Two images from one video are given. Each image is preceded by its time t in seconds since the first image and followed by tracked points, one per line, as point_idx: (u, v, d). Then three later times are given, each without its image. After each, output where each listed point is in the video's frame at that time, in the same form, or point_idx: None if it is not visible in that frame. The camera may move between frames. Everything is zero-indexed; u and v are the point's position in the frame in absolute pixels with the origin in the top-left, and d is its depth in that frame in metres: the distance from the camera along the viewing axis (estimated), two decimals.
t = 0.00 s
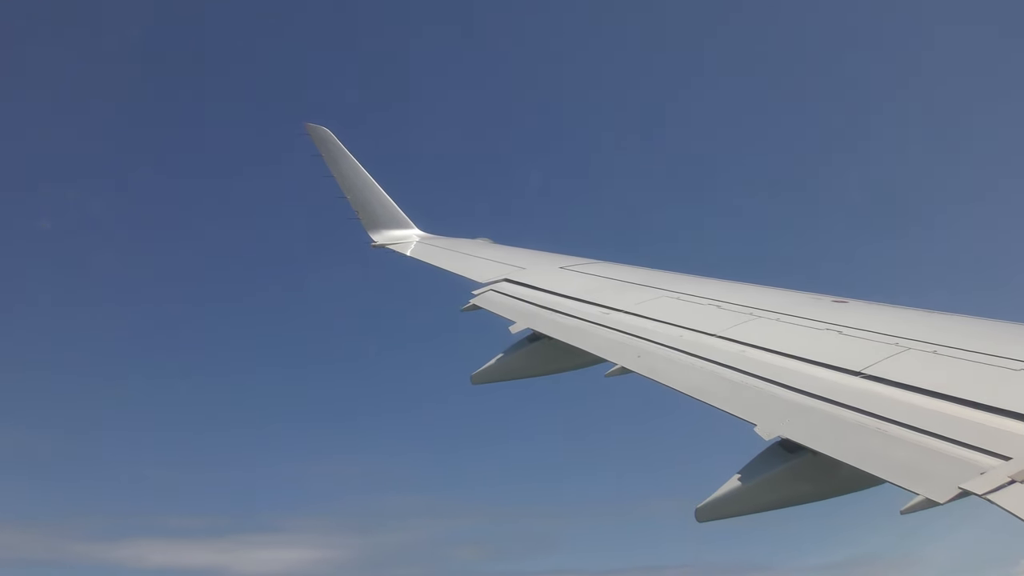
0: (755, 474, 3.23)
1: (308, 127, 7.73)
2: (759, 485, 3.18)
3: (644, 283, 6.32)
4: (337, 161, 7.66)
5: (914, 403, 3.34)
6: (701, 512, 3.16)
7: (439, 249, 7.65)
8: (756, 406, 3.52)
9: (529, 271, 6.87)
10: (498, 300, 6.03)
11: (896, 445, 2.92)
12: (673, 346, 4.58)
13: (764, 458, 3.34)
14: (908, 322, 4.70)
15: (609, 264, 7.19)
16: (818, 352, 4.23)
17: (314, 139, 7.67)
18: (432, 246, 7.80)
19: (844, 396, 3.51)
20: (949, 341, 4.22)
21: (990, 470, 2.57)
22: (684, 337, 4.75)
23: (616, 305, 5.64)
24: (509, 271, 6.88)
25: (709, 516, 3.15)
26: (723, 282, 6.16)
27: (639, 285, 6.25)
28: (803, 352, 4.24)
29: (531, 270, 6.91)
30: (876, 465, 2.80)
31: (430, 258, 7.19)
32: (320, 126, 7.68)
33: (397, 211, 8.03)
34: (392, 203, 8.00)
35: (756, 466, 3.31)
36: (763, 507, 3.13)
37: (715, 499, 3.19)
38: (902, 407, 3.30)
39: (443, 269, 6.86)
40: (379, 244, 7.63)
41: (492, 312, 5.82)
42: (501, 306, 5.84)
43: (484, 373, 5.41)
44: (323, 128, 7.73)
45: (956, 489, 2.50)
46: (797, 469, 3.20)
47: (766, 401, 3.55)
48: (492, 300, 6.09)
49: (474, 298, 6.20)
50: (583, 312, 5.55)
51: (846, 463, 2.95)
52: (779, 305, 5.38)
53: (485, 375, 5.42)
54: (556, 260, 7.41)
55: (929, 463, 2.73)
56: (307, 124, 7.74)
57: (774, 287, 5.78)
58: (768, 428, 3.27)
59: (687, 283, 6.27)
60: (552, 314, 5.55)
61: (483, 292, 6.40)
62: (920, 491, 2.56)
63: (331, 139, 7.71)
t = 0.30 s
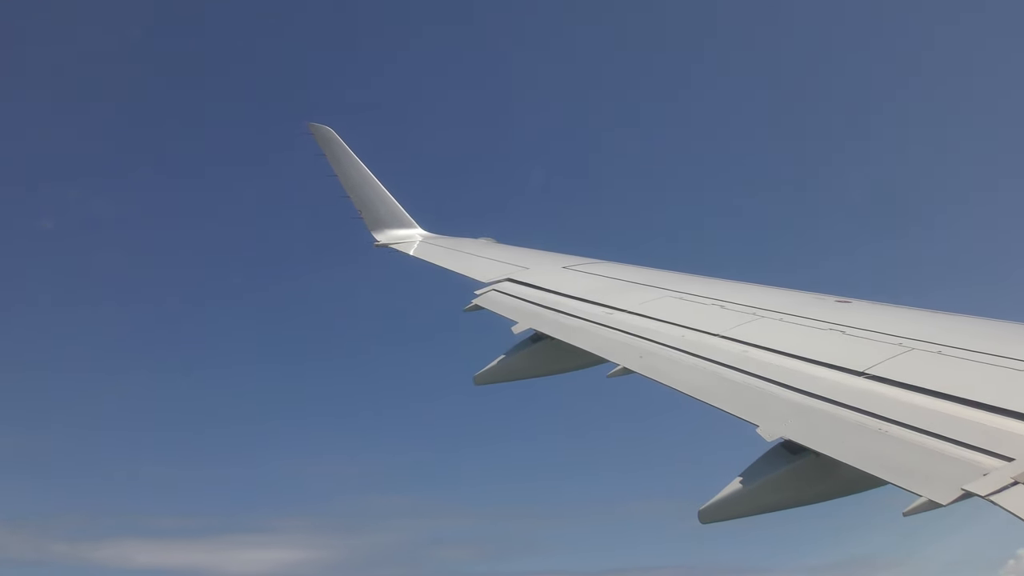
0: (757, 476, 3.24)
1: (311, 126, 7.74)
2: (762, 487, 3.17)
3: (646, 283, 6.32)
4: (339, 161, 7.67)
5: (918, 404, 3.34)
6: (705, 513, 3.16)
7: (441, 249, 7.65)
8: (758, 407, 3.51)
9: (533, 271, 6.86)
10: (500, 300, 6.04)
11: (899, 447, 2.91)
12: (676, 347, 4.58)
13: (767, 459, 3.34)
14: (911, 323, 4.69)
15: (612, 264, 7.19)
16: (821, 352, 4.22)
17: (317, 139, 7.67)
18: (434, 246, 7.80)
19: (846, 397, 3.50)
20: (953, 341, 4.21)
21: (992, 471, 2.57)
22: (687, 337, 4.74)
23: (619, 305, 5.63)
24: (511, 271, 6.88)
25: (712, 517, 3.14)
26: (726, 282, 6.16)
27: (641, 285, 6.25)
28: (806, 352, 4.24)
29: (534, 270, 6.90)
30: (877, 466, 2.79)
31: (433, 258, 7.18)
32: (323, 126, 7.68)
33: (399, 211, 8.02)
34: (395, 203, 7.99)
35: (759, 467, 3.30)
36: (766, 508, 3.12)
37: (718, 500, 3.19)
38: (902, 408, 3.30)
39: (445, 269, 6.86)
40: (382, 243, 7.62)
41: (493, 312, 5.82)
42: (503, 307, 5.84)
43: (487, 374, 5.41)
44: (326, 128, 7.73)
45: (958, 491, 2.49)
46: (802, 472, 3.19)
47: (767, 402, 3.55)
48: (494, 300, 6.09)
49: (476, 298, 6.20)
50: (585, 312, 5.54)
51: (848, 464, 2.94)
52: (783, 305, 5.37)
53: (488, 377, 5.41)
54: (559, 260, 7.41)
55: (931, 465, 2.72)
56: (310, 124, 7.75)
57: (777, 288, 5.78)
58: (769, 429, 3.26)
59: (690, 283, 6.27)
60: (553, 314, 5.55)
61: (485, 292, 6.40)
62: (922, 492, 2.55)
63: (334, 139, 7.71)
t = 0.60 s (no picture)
0: (756, 477, 3.24)
1: (312, 126, 7.74)
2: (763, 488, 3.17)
3: (646, 283, 6.32)
4: (339, 161, 7.67)
5: (918, 403, 3.34)
6: (706, 515, 3.15)
7: (442, 249, 7.65)
8: (758, 407, 3.51)
9: (533, 270, 6.86)
10: (500, 300, 6.04)
11: (899, 447, 2.91)
12: (675, 346, 4.58)
13: (767, 460, 3.34)
14: (912, 322, 4.69)
15: (612, 263, 7.19)
16: (822, 351, 4.22)
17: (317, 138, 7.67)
18: (435, 245, 7.80)
19: (846, 397, 3.50)
20: (954, 341, 4.21)
21: (992, 471, 2.57)
22: (686, 337, 4.74)
23: (619, 305, 5.63)
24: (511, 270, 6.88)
25: (713, 518, 3.14)
26: (727, 281, 6.16)
27: (641, 285, 6.24)
28: (807, 352, 4.24)
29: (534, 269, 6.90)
30: (876, 467, 2.79)
31: (433, 258, 7.18)
32: (324, 125, 7.69)
33: (399, 210, 8.02)
34: (395, 203, 7.99)
35: (759, 468, 3.31)
36: (767, 509, 3.12)
37: (719, 501, 3.19)
38: (903, 408, 3.30)
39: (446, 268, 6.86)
40: (382, 243, 7.62)
41: (493, 312, 5.82)
42: (502, 307, 5.84)
43: (487, 375, 5.41)
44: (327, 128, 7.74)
45: (958, 491, 2.49)
46: (802, 472, 3.19)
47: (767, 402, 3.55)
48: (494, 300, 6.09)
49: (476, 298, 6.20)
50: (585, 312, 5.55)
51: (847, 465, 2.95)
52: (783, 304, 5.37)
53: (488, 377, 5.41)
54: (559, 259, 7.41)
55: (931, 465, 2.72)
56: (310, 124, 7.75)
57: (777, 287, 5.78)
58: (769, 429, 3.26)
59: (691, 282, 6.26)
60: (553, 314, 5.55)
61: (485, 292, 6.40)
62: (922, 493, 2.55)
63: (334, 138, 7.71)
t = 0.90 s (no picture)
0: (757, 480, 3.24)
1: (313, 126, 7.76)
2: (766, 490, 3.18)
3: (646, 283, 6.33)
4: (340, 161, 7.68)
5: (918, 404, 3.34)
6: (707, 518, 3.16)
7: (442, 249, 7.67)
8: (758, 408, 3.52)
9: (533, 270, 6.87)
10: (501, 300, 6.05)
11: (899, 449, 2.92)
12: (675, 347, 4.60)
13: (768, 462, 3.35)
14: (911, 323, 4.70)
15: (612, 263, 7.20)
16: (822, 352, 4.23)
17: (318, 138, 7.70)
18: (435, 245, 7.81)
19: (846, 398, 3.51)
20: (954, 341, 4.22)
21: (991, 473, 2.58)
22: (686, 337, 4.76)
23: (619, 305, 5.64)
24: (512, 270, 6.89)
25: (715, 521, 3.14)
26: (727, 281, 6.17)
27: (640, 285, 6.26)
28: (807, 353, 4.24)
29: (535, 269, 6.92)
30: (876, 469, 2.80)
31: (433, 258, 7.19)
32: (325, 126, 7.70)
33: (400, 210, 8.02)
34: (395, 203, 8.00)
35: (760, 470, 3.31)
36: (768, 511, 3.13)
37: (721, 504, 3.19)
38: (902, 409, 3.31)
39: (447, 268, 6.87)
40: (383, 243, 7.63)
41: (493, 313, 5.84)
42: (502, 307, 5.85)
43: (488, 376, 5.42)
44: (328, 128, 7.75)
45: (958, 494, 2.50)
46: (802, 475, 3.20)
47: (767, 403, 3.56)
48: (494, 300, 6.11)
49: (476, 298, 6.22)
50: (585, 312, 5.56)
51: (846, 466, 2.96)
52: (783, 304, 5.39)
53: (489, 378, 5.42)
54: (560, 259, 7.43)
55: (931, 467, 2.73)
56: (311, 124, 7.77)
57: (778, 288, 5.79)
58: (769, 430, 3.27)
59: (691, 282, 6.28)
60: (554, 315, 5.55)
61: (485, 292, 6.41)
62: (922, 495, 2.56)
63: (335, 138, 7.72)
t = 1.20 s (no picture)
0: (756, 482, 3.24)
1: (314, 126, 7.77)
2: (765, 493, 3.17)
3: (647, 284, 6.32)
4: (341, 160, 7.68)
5: (918, 407, 3.34)
6: (707, 520, 3.15)
7: (443, 249, 7.67)
8: (757, 410, 3.52)
9: (534, 271, 6.87)
10: (501, 300, 6.05)
11: (899, 452, 2.92)
12: (675, 348, 4.59)
13: (768, 464, 3.35)
14: (912, 325, 4.69)
15: (613, 264, 7.19)
16: (822, 354, 4.22)
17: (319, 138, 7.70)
18: (436, 246, 7.81)
19: (846, 400, 3.50)
20: (956, 343, 4.21)
21: (991, 476, 2.57)
22: (686, 339, 4.75)
23: (620, 306, 5.63)
24: (513, 271, 6.89)
25: (714, 524, 3.14)
26: (728, 282, 6.17)
27: (641, 286, 6.25)
28: (808, 354, 4.23)
29: (536, 270, 6.92)
30: (876, 471, 2.80)
31: (434, 258, 7.19)
32: (326, 126, 7.70)
33: (400, 210, 8.01)
34: (395, 203, 7.99)
35: (760, 472, 3.31)
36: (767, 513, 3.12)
37: (720, 507, 3.19)
38: (902, 412, 3.30)
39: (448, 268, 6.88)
40: (384, 243, 7.63)
41: (493, 313, 5.85)
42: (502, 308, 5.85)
43: (489, 377, 5.42)
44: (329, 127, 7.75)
45: (957, 497, 2.49)
46: (802, 477, 3.20)
47: (767, 405, 3.56)
48: (495, 300, 6.11)
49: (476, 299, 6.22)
50: (585, 312, 5.56)
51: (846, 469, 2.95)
52: (784, 305, 5.38)
53: (490, 379, 5.43)
54: (560, 260, 7.42)
55: (930, 470, 2.73)
56: (313, 124, 7.78)
57: (779, 289, 5.78)
58: (769, 432, 3.26)
59: (692, 284, 6.27)
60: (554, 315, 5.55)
61: (485, 292, 6.42)
62: (921, 498, 2.56)
63: (335, 138, 7.72)
